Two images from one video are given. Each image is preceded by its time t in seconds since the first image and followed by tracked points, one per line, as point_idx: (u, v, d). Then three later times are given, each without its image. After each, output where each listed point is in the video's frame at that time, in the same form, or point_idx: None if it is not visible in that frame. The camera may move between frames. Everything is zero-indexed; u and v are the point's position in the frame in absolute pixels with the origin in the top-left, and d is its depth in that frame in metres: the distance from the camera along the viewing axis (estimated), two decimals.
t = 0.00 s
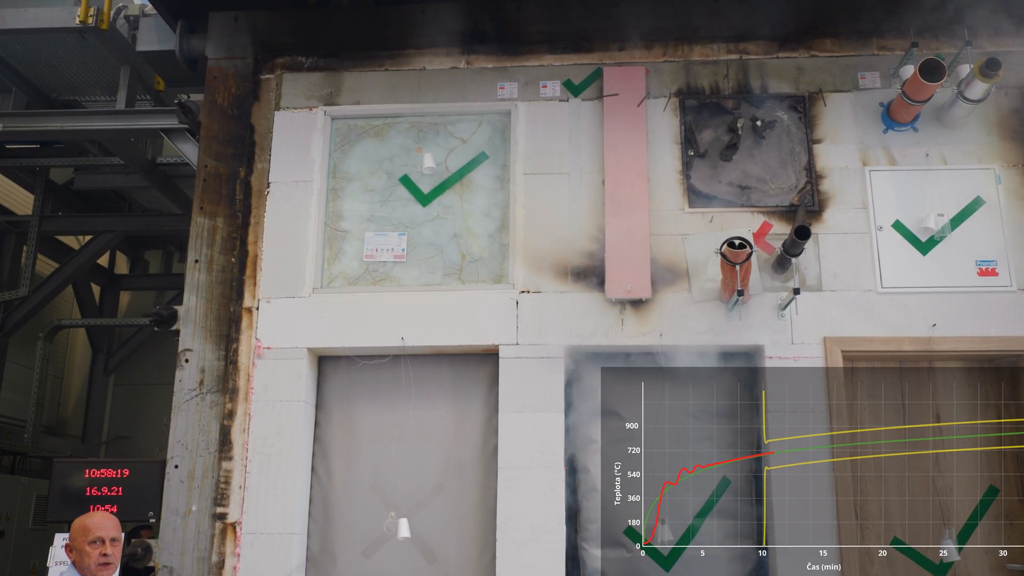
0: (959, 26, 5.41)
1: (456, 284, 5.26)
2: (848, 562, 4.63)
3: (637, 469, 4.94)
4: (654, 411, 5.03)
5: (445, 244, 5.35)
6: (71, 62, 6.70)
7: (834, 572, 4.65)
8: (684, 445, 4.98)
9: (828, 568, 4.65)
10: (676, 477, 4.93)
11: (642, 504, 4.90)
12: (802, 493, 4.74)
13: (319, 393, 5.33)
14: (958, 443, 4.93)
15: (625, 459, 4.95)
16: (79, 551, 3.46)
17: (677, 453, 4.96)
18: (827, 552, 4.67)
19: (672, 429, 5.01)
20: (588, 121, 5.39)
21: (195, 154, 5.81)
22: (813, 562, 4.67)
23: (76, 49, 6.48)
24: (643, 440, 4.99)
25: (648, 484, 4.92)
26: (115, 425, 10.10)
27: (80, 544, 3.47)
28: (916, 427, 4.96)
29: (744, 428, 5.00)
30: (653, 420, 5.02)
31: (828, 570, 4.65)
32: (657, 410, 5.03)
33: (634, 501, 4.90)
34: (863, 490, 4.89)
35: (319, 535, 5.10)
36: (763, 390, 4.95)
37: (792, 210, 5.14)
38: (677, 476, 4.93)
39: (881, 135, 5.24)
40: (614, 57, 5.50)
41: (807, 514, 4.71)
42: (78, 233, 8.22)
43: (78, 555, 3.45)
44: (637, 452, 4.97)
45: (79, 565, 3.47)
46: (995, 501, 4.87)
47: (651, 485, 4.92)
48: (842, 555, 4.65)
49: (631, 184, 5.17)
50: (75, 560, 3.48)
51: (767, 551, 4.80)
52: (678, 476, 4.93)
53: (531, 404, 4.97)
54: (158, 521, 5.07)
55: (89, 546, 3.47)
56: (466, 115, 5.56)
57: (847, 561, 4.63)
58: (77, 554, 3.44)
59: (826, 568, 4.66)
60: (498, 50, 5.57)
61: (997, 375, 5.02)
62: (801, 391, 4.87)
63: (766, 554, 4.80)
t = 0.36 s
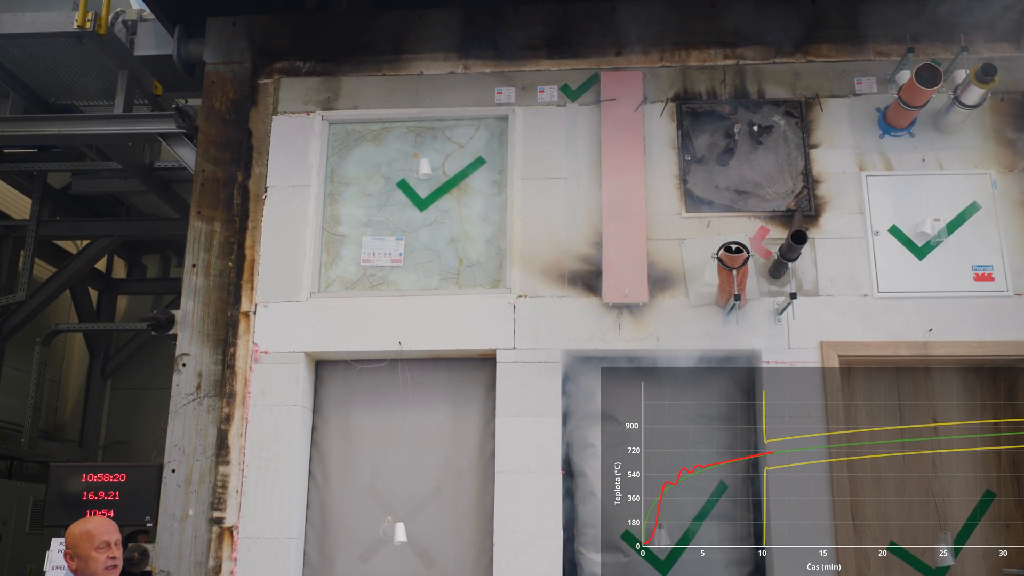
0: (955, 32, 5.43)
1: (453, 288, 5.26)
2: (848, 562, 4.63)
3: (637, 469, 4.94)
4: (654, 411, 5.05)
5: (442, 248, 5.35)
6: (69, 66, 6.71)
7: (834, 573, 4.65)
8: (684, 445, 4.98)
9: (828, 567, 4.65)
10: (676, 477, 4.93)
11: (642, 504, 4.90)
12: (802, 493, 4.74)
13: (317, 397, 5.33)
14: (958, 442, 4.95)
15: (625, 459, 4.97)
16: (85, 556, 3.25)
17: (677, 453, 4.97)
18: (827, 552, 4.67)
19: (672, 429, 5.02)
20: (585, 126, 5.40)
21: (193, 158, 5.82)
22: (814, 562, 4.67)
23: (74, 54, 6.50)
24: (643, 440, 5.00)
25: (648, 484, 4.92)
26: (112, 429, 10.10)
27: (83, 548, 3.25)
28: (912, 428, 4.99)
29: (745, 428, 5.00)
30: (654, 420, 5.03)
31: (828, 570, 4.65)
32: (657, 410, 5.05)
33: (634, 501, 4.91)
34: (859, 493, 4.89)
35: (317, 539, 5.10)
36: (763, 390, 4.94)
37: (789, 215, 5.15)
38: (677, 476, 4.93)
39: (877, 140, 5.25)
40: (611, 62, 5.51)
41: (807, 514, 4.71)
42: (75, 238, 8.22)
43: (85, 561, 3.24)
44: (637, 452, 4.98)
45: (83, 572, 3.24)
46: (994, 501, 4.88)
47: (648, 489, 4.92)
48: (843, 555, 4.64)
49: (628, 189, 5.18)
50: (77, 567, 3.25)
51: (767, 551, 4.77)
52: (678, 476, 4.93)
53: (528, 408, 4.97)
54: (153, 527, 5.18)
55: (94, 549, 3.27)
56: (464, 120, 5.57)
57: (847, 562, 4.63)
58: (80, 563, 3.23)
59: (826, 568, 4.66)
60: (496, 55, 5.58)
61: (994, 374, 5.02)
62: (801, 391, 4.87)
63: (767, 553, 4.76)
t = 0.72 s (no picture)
0: (951, 35, 5.44)
1: (451, 290, 5.27)
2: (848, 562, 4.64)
3: (637, 469, 4.95)
4: (654, 411, 5.06)
5: (440, 250, 5.36)
6: (67, 68, 6.71)
7: (834, 573, 4.65)
8: (684, 445, 4.99)
9: (828, 567, 4.66)
10: (676, 477, 4.94)
11: (642, 504, 4.90)
12: (802, 493, 4.74)
13: (315, 398, 5.34)
14: (958, 442, 4.96)
15: (625, 459, 4.97)
16: (98, 555, 3.36)
17: (678, 453, 4.98)
18: (827, 552, 4.67)
19: (672, 429, 5.03)
20: (583, 128, 5.41)
21: (191, 160, 5.82)
22: (814, 562, 4.68)
23: (72, 55, 6.49)
24: (643, 440, 5.00)
25: (648, 484, 4.93)
26: (110, 430, 10.10)
27: (96, 547, 3.36)
28: (910, 429, 4.99)
29: (744, 429, 5.02)
30: (653, 420, 5.05)
31: (828, 570, 4.65)
32: (658, 410, 5.06)
33: (634, 501, 4.91)
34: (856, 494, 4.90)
35: (314, 540, 5.10)
36: (762, 390, 4.93)
37: (786, 217, 5.16)
38: (677, 476, 4.94)
39: (874, 143, 5.27)
40: (609, 64, 5.52)
41: (807, 514, 4.72)
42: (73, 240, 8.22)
43: (101, 559, 3.37)
44: (637, 452, 4.98)
45: (99, 571, 3.36)
46: (991, 502, 4.88)
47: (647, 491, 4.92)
48: (842, 555, 4.66)
49: (625, 191, 5.19)
50: (92, 568, 3.34)
51: (767, 551, 4.75)
52: (678, 476, 4.94)
53: (526, 410, 4.98)
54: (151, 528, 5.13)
55: (103, 546, 3.39)
56: (461, 122, 5.58)
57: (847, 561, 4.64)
58: (92, 561, 3.35)
59: (827, 568, 4.66)
60: (494, 57, 5.59)
61: (991, 374, 5.03)
62: (801, 391, 4.88)
63: (766, 553, 4.75)
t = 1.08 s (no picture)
0: (948, 35, 5.45)
1: (448, 290, 5.27)
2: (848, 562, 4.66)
3: (637, 469, 4.95)
4: (654, 411, 5.06)
5: (438, 250, 5.36)
6: (64, 67, 6.70)
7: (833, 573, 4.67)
8: (684, 445, 5.00)
9: (827, 567, 4.67)
10: (676, 477, 4.94)
11: (642, 504, 4.91)
12: (802, 493, 4.74)
13: (312, 398, 5.34)
14: (957, 442, 4.96)
15: (625, 459, 4.97)
16: (101, 555, 3.40)
17: (678, 453, 4.98)
18: (827, 552, 4.68)
19: (672, 429, 5.03)
20: (580, 128, 5.41)
21: (188, 159, 5.82)
22: (814, 562, 4.68)
23: (69, 55, 6.49)
24: (643, 440, 5.00)
25: (648, 483, 4.93)
26: (106, 429, 10.10)
27: (99, 547, 3.40)
28: (908, 429, 4.99)
29: (744, 428, 5.01)
30: (653, 420, 5.04)
31: (829, 570, 4.66)
32: (658, 410, 5.06)
33: (634, 501, 4.91)
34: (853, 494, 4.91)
35: (311, 540, 5.10)
36: (762, 390, 4.93)
37: (783, 217, 5.16)
38: (677, 476, 4.95)
39: (871, 143, 5.27)
40: (606, 64, 5.52)
41: (807, 514, 4.72)
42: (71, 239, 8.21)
43: (103, 559, 3.40)
44: (637, 452, 4.98)
45: (102, 571, 3.40)
46: (988, 502, 4.89)
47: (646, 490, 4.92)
48: (841, 555, 4.69)
49: (622, 191, 5.20)
50: (95, 568, 3.38)
51: (767, 551, 4.74)
52: (678, 476, 4.95)
53: (523, 410, 4.98)
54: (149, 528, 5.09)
55: (105, 546, 3.43)
56: (459, 122, 5.58)
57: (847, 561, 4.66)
58: (95, 560, 3.38)
59: (826, 568, 4.67)
60: (491, 57, 5.59)
61: (988, 374, 5.03)
62: (801, 391, 4.88)
63: (765, 554, 4.74)
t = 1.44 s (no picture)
0: (948, 35, 5.44)
1: (447, 289, 5.26)
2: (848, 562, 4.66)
3: (637, 469, 4.94)
4: (654, 411, 5.04)
5: (437, 249, 5.35)
6: (62, 66, 6.69)
7: (833, 573, 4.66)
8: (684, 445, 4.99)
9: (827, 567, 4.66)
10: (676, 477, 4.94)
11: (642, 504, 4.90)
12: (802, 493, 4.74)
13: (310, 398, 5.33)
14: (957, 443, 4.96)
15: (625, 459, 4.96)
16: (117, 555, 3.31)
17: (677, 453, 4.97)
18: (826, 552, 4.67)
19: (672, 429, 5.02)
20: (579, 127, 5.41)
21: (186, 158, 5.81)
22: (813, 562, 4.68)
23: (68, 53, 6.48)
24: (643, 440, 4.99)
25: (648, 483, 4.92)
26: (104, 427, 10.07)
27: (116, 547, 3.30)
28: (907, 429, 4.99)
29: (744, 428, 5.00)
30: (653, 420, 5.03)
31: (829, 570, 4.66)
32: (657, 410, 5.04)
33: (634, 500, 4.90)
34: (853, 494, 4.91)
35: (310, 539, 5.09)
36: (762, 390, 4.92)
37: (782, 216, 5.16)
38: (677, 476, 4.94)
39: (870, 143, 5.27)
40: (605, 64, 5.52)
41: (807, 514, 4.71)
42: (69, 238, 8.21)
43: (120, 559, 3.31)
44: (637, 452, 4.97)
45: (119, 571, 3.31)
46: (987, 501, 4.88)
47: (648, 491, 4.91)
48: (841, 555, 4.68)
49: (621, 190, 5.19)
50: (112, 568, 3.28)
51: (766, 551, 4.73)
52: (678, 476, 4.94)
53: (522, 409, 4.97)
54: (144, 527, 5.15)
55: (122, 546, 3.33)
56: (458, 121, 5.57)
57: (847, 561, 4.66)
58: (113, 560, 3.29)
59: (826, 568, 4.67)
60: (490, 56, 5.59)
61: (988, 374, 5.04)
62: (801, 391, 4.88)
63: (765, 554, 4.73)
